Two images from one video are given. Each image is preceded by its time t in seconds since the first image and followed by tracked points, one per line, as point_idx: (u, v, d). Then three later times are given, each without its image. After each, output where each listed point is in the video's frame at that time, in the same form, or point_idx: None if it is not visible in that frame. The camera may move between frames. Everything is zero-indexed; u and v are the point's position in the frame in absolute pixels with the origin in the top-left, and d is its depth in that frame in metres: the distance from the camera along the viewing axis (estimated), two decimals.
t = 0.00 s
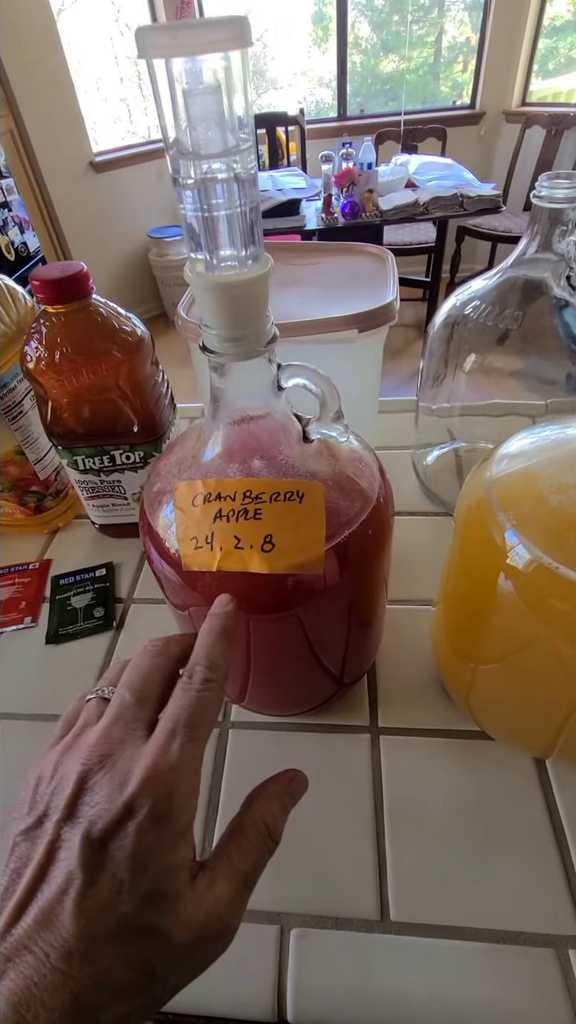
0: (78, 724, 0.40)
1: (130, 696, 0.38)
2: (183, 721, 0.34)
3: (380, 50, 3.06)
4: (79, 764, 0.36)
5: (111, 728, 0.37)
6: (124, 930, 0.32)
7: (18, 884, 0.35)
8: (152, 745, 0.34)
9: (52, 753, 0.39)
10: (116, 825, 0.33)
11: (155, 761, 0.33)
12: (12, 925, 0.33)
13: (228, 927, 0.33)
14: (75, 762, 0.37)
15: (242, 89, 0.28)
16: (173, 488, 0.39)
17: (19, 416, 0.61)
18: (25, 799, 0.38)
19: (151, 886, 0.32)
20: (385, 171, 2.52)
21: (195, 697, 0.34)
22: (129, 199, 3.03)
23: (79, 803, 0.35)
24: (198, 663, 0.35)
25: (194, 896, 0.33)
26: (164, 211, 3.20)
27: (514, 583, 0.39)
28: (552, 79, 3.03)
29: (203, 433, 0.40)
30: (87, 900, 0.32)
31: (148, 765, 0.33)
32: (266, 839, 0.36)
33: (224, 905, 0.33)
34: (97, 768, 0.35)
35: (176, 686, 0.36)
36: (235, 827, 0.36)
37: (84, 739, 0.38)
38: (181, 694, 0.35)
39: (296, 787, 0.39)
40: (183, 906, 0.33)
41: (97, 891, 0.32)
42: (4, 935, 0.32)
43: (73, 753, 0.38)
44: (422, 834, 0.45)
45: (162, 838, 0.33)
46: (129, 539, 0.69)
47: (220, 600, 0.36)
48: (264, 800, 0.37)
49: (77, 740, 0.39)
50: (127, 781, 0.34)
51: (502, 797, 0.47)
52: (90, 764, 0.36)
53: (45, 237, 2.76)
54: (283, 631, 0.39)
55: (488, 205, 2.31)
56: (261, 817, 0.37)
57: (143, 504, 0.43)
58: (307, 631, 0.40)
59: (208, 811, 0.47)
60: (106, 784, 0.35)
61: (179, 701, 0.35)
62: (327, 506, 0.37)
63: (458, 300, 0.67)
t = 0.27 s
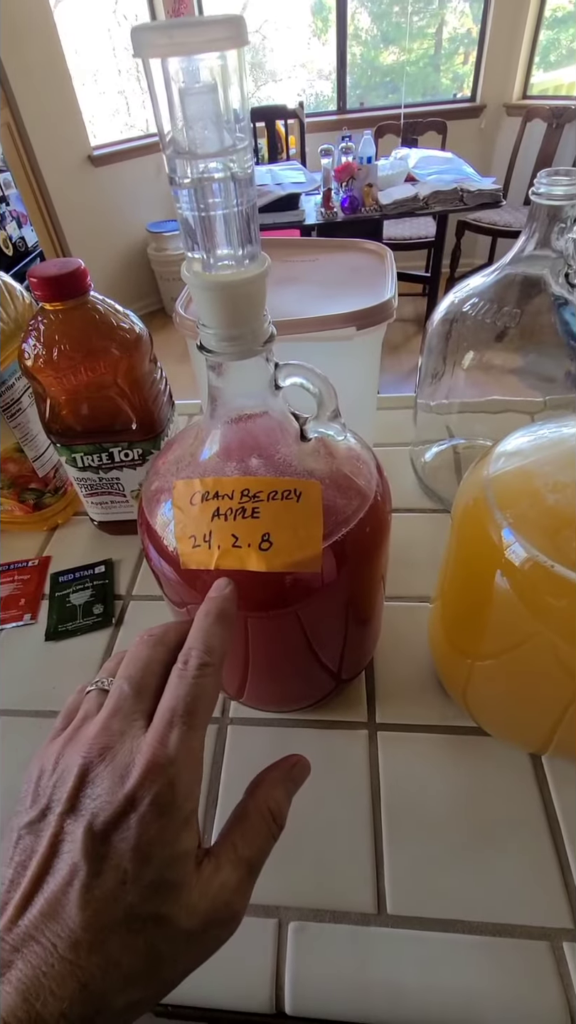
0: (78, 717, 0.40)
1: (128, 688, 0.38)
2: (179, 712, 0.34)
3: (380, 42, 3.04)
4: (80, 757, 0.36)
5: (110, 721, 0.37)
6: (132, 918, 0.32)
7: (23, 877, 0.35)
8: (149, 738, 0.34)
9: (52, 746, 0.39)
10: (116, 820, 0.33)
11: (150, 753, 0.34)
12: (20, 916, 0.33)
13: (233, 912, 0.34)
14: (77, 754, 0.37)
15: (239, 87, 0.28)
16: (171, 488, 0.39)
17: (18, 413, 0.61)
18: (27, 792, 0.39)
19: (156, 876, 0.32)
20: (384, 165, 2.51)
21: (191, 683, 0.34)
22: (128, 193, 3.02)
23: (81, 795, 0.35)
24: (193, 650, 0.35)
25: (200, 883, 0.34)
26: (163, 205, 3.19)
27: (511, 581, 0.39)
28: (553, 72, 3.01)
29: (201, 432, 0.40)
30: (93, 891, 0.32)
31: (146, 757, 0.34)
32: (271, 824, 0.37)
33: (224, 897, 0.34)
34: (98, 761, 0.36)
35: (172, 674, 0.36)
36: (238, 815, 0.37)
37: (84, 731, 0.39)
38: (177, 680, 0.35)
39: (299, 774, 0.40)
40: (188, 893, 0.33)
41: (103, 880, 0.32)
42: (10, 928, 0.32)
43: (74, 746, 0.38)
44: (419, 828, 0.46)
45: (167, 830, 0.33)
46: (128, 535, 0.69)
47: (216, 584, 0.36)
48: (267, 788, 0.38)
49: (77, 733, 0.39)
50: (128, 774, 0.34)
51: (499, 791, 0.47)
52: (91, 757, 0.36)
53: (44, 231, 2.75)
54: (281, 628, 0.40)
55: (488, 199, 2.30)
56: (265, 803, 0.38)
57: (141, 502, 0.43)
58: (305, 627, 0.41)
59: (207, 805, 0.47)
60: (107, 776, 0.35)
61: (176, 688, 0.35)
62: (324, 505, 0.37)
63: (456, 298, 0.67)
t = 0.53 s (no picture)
0: (81, 710, 0.40)
1: (129, 679, 0.37)
2: (180, 704, 0.34)
3: (381, 33, 3.01)
4: (83, 749, 0.36)
5: (112, 714, 0.36)
6: (135, 906, 0.32)
7: (28, 867, 0.35)
8: (149, 729, 0.34)
9: (56, 739, 0.39)
10: (122, 807, 0.33)
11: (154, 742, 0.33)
12: (24, 905, 0.33)
13: (236, 900, 0.34)
14: (80, 746, 0.37)
15: (241, 78, 0.28)
16: (172, 486, 0.39)
17: (17, 410, 0.61)
18: (31, 784, 0.38)
19: (159, 864, 0.33)
20: (386, 158, 2.49)
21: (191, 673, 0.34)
22: (128, 186, 3.01)
23: (85, 785, 0.35)
24: (189, 641, 0.35)
25: (204, 870, 0.34)
26: (164, 199, 3.18)
27: (514, 578, 0.39)
28: (556, 64, 2.99)
29: (202, 428, 0.40)
30: (97, 880, 0.33)
31: (149, 744, 0.33)
32: (271, 814, 0.37)
33: (225, 887, 0.34)
34: (101, 752, 0.35)
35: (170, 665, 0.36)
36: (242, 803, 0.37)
37: (87, 723, 0.38)
38: (175, 672, 0.34)
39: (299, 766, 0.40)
40: (192, 881, 0.33)
41: (107, 869, 0.33)
42: (14, 916, 0.33)
43: (77, 739, 0.38)
44: (420, 823, 0.46)
45: (167, 816, 0.33)
46: (128, 531, 0.69)
47: (210, 571, 0.36)
48: (269, 779, 0.38)
49: (80, 726, 0.39)
50: (131, 764, 0.34)
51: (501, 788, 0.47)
52: (96, 749, 0.36)
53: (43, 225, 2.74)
54: (282, 625, 0.40)
55: (490, 193, 2.28)
56: (266, 794, 0.37)
57: (142, 499, 0.43)
58: (306, 625, 0.41)
59: (208, 801, 0.48)
60: (110, 767, 0.34)
61: (175, 680, 0.34)
62: (326, 502, 0.37)
63: (459, 292, 0.66)
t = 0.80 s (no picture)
0: (83, 709, 0.40)
1: (131, 678, 0.37)
2: (180, 703, 0.33)
3: (382, 28, 2.99)
4: (84, 748, 0.36)
5: (113, 713, 0.36)
6: (137, 905, 0.32)
7: (30, 866, 0.35)
8: (151, 726, 0.34)
9: (57, 739, 0.38)
10: (126, 805, 0.33)
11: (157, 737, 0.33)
12: (27, 904, 0.33)
13: (238, 899, 0.34)
14: (81, 746, 0.36)
15: (241, 71, 0.27)
16: (171, 484, 0.38)
17: (16, 407, 0.60)
18: (32, 782, 0.38)
19: (162, 862, 0.32)
20: (387, 154, 2.48)
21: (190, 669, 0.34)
22: (128, 182, 2.99)
23: (87, 785, 0.35)
24: (188, 636, 0.34)
25: (206, 868, 0.34)
26: (163, 195, 3.16)
27: (516, 577, 0.38)
28: (558, 59, 2.97)
29: (202, 427, 0.40)
30: (99, 879, 0.32)
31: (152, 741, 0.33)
32: (274, 812, 0.37)
33: (227, 885, 0.34)
34: (103, 750, 0.35)
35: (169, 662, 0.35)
36: (245, 801, 0.37)
37: (88, 722, 0.38)
38: (173, 668, 0.34)
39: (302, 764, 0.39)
40: (194, 880, 0.33)
41: (109, 868, 0.32)
42: (17, 915, 0.33)
43: (79, 738, 0.37)
44: (421, 823, 0.46)
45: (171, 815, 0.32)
46: (128, 529, 0.68)
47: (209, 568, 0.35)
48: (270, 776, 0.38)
49: (81, 725, 0.38)
50: (133, 762, 0.33)
51: (501, 787, 0.47)
52: (97, 748, 0.35)
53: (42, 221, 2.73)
54: (283, 624, 0.39)
55: (491, 190, 2.27)
56: (269, 792, 0.37)
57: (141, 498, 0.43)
58: (306, 624, 0.40)
59: (209, 800, 0.47)
60: (112, 765, 0.34)
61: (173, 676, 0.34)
62: (327, 501, 0.37)
63: (461, 290, 0.66)
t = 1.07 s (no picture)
0: (74, 712, 0.40)
1: (122, 677, 0.38)
2: (167, 704, 0.32)
3: (383, 26, 2.99)
4: (73, 748, 0.37)
5: (103, 712, 0.37)
6: (128, 906, 0.32)
7: (20, 868, 0.34)
8: (139, 727, 0.33)
9: (47, 740, 0.39)
10: (113, 806, 0.32)
11: (145, 734, 0.32)
12: (17, 906, 0.33)
13: (231, 898, 0.34)
14: (70, 746, 0.37)
15: (238, 74, 0.27)
16: (168, 489, 0.38)
17: (13, 408, 0.60)
18: (23, 787, 0.38)
19: (151, 863, 0.32)
20: (388, 153, 2.47)
21: (179, 668, 0.33)
22: (128, 180, 2.99)
23: (74, 784, 0.35)
24: (177, 635, 0.33)
25: (198, 867, 0.33)
26: (164, 193, 3.16)
27: (515, 584, 0.38)
28: (560, 58, 2.96)
29: (199, 431, 0.40)
30: (88, 880, 0.32)
31: (140, 740, 0.33)
32: (266, 807, 0.37)
33: (219, 884, 0.34)
34: (91, 750, 0.36)
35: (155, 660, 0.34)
36: (236, 799, 0.36)
37: (78, 723, 0.39)
38: (161, 667, 0.33)
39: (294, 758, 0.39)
40: (186, 880, 0.33)
41: (98, 869, 0.32)
42: (6, 918, 0.32)
43: (68, 738, 0.38)
44: (418, 828, 0.45)
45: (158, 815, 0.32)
46: (125, 530, 0.68)
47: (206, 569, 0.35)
48: (260, 772, 0.38)
49: (70, 728, 0.39)
50: (121, 764, 0.33)
51: (499, 792, 0.47)
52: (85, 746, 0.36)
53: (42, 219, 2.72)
54: (280, 629, 0.39)
55: (492, 189, 2.26)
56: (261, 786, 0.37)
57: (139, 502, 0.42)
58: (304, 629, 0.40)
59: (205, 803, 0.47)
60: (100, 764, 0.34)
61: (159, 676, 0.33)
62: (325, 506, 0.36)
63: (461, 291, 0.65)
